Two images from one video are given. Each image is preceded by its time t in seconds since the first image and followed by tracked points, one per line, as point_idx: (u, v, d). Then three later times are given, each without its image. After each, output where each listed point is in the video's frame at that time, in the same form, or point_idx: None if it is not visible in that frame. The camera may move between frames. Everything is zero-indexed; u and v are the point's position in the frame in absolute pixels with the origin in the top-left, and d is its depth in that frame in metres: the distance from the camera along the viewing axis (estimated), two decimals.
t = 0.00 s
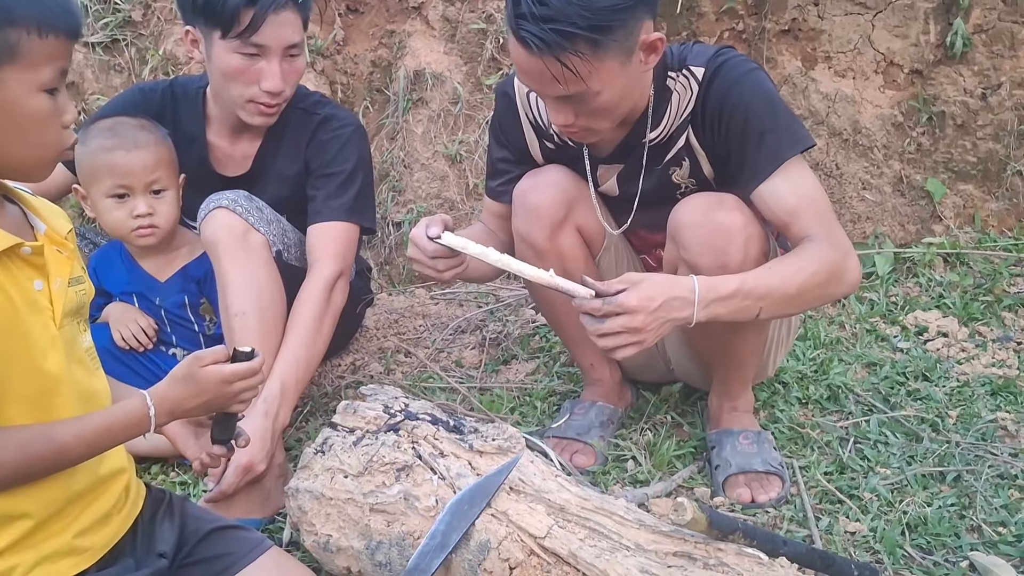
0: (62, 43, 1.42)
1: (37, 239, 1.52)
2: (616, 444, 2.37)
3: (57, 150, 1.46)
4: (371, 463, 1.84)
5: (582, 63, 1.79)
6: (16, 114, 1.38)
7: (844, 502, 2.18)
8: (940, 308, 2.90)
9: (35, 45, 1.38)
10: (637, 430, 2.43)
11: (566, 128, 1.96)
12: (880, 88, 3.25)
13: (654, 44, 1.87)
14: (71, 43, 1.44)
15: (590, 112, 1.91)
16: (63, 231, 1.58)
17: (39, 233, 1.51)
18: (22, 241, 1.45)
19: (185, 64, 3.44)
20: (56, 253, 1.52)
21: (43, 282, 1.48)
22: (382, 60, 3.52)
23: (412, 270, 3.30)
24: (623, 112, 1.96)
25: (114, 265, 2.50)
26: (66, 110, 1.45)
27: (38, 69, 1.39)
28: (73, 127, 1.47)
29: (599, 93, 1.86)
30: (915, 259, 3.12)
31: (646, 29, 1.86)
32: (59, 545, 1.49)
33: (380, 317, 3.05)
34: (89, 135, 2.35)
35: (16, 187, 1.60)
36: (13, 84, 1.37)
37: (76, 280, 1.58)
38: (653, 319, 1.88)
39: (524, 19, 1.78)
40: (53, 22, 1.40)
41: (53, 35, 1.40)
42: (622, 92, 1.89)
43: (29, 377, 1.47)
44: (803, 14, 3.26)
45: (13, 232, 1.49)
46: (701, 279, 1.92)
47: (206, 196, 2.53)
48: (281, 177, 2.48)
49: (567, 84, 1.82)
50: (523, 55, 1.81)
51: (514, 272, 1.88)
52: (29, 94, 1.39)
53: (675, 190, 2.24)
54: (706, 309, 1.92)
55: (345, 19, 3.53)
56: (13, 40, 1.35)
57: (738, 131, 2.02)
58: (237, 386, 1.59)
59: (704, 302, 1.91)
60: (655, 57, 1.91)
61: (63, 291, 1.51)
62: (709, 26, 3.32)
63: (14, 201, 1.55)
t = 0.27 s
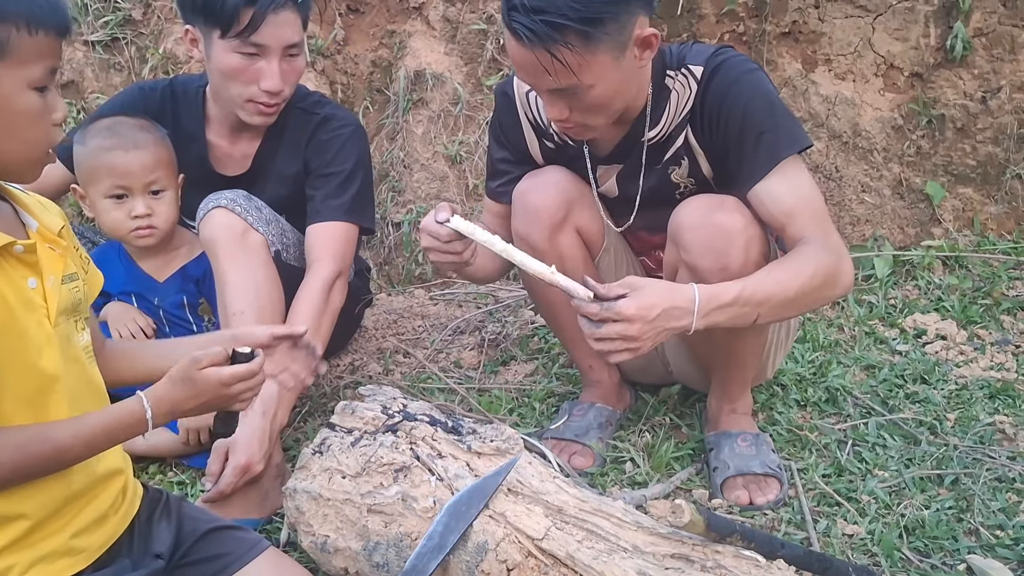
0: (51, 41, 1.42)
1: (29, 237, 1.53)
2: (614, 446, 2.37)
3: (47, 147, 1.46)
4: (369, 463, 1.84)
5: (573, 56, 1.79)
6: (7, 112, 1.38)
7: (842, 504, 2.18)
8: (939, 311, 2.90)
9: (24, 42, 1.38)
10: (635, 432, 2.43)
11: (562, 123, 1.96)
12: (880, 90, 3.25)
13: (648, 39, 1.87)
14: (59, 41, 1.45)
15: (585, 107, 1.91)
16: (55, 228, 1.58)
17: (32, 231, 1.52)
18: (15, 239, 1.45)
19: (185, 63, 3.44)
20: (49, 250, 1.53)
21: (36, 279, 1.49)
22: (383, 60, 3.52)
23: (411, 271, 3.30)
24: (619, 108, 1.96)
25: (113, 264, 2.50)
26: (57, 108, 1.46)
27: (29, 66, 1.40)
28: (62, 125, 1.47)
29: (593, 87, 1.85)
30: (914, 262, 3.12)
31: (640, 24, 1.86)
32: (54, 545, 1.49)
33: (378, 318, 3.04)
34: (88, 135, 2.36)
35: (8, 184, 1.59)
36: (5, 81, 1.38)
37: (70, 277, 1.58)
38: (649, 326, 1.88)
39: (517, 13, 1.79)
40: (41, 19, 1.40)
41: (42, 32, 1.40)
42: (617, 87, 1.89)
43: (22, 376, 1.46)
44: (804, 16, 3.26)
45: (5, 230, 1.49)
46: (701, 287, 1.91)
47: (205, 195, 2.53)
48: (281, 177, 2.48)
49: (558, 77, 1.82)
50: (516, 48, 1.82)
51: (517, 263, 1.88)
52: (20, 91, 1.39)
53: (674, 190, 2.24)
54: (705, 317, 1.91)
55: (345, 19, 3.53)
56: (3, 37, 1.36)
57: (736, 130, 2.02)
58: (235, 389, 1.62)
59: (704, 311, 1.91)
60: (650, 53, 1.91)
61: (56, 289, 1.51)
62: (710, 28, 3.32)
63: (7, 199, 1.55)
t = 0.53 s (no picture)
0: (42, 37, 1.42)
1: (26, 238, 1.53)
2: (613, 445, 2.37)
3: (41, 145, 1.46)
4: (368, 463, 1.84)
5: (573, 43, 1.78)
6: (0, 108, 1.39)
7: (841, 502, 2.18)
8: (938, 309, 2.90)
9: (15, 38, 1.38)
10: (634, 430, 2.43)
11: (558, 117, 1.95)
12: (879, 88, 3.25)
13: (643, 27, 1.88)
14: (51, 37, 1.45)
15: (582, 99, 1.90)
16: (52, 228, 1.58)
17: (28, 231, 1.52)
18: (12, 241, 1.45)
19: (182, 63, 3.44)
20: (46, 251, 1.53)
21: (33, 281, 1.49)
22: (381, 59, 3.52)
23: (411, 270, 3.30)
24: (614, 100, 1.96)
25: (112, 265, 2.51)
26: (51, 105, 1.46)
27: (20, 62, 1.40)
28: (56, 122, 1.48)
29: (590, 77, 1.85)
30: (913, 259, 3.12)
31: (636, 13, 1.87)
32: (54, 546, 1.49)
33: (377, 317, 3.05)
34: (84, 137, 2.36)
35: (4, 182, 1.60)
36: None
37: (67, 278, 1.58)
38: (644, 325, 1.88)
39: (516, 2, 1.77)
40: (31, 15, 1.40)
41: (33, 29, 1.40)
42: (613, 78, 1.89)
43: (19, 377, 1.47)
44: (802, 14, 3.25)
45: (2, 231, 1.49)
46: (696, 287, 1.91)
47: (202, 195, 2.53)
48: (279, 176, 2.48)
49: (557, 66, 1.81)
50: (515, 39, 1.80)
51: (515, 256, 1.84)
52: (12, 88, 1.39)
53: (670, 188, 2.24)
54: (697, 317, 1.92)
55: (343, 18, 3.53)
56: None
57: (730, 128, 2.02)
58: (239, 401, 1.61)
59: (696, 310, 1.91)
60: (645, 43, 1.92)
61: (54, 290, 1.51)
62: (708, 26, 3.32)
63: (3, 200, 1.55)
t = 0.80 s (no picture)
0: (41, 38, 1.42)
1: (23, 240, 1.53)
2: (612, 444, 2.38)
3: (39, 146, 1.46)
4: (366, 463, 1.84)
5: (608, 23, 1.79)
6: None
7: (839, 500, 2.18)
8: (936, 307, 2.90)
9: (13, 39, 1.38)
10: (633, 430, 2.43)
11: (579, 115, 1.92)
12: (876, 87, 3.25)
13: (653, 13, 1.95)
14: (50, 39, 1.45)
15: (604, 89, 1.89)
16: (49, 231, 1.58)
17: (26, 234, 1.52)
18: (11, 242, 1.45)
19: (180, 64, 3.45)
20: (43, 253, 1.53)
21: (32, 282, 1.49)
22: (379, 60, 3.53)
23: (409, 270, 3.30)
24: (630, 91, 1.96)
25: (111, 267, 2.52)
26: (50, 106, 1.47)
27: (19, 64, 1.40)
28: (55, 124, 1.48)
29: (616, 63, 1.85)
30: (911, 258, 3.13)
31: None
32: (52, 547, 1.50)
33: (376, 317, 3.05)
34: (80, 142, 2.36)
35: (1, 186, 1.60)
36: None
37: (64, 280, 1.58)
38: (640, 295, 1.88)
39: None
40: (31, 16, 1.40)
41: (31, 30, 1.40)
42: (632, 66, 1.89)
43: (18, 378, 1.47)
44: (800, 13, 3.26)
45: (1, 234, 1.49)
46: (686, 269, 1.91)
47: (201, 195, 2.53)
48: (277, 176, 2.49)
49: (594, 48, 1.80)
50: (544, 33, 1.78)
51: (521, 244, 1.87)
52: (11, 88, 1.40)
53: (667, 185, 2.22)
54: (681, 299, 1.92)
55: (341, 18, 3.53)
56: None
57: (725, 126, 2.03)
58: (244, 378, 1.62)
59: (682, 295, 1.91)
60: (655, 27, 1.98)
61: (52, 292, 1.51)
62: (706, 25, 3.33)
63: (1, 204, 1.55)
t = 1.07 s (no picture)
0: (40, 41, 1.43)
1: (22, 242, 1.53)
2: (611, 443, 2.38)
3: (37, 147, 1.47)
4: (366, 463, 1.85)
5: (624, 24, 1.79)
6: None
7: (838, 499, 2.19)
8: (934, 306, 2.90)
9: (11, 41, 1.38)
10: (632, 429, 2.44)
11: (588, 116, 1.92)
12: (874, 86, 3.26)
13: (660, 14, 1.95)
14: (48, 40, 1.45)
15: (614, 90, 1.89)
16: (47, 233, 1.59)
17: (25, 235, 1.52)
18: (10, 243, 1.45)
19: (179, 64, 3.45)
20: (42, 254, 1.53)
21: (30, 284, 1.49)
22: (377, 59, 3.53)
23: (408, 270, 3.31)
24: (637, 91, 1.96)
25: (111, 268, 2.52)
26: (49, 108, 1.47)
27: (17, 66, 1.40)
28: (54, 125, 1.48)
29: (628, 65, 1.86)
30: (910, 257, 3.13)
31: None
32: (50, 548, 1.50)
33: (375, 317, 3.05)
34: (78, 143, 2.36)
35: None
36: None
37: (63, 282, 1.58)
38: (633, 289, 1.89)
39: None
40: (29, 18, 1.40)
41: (30, 32, 1.40)
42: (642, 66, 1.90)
43: (17, 380, 1.47)
44: (798, 13, 3.26)
45: None
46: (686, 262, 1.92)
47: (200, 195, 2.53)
48: (276, 176, 2.49)
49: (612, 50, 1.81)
50: (559, 35, 1.78)
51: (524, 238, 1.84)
52: (10, 90, 1.40)
53: (666, 185, 2.22)
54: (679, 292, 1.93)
55: (340, 18, 3.53)
56: None
57: (724, 125, 2.03)
58: (239, 400, 1.61)
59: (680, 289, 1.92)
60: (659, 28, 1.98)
61: (50, 293, 1.52)
62: (704, 25, 3.34)
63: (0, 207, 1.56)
